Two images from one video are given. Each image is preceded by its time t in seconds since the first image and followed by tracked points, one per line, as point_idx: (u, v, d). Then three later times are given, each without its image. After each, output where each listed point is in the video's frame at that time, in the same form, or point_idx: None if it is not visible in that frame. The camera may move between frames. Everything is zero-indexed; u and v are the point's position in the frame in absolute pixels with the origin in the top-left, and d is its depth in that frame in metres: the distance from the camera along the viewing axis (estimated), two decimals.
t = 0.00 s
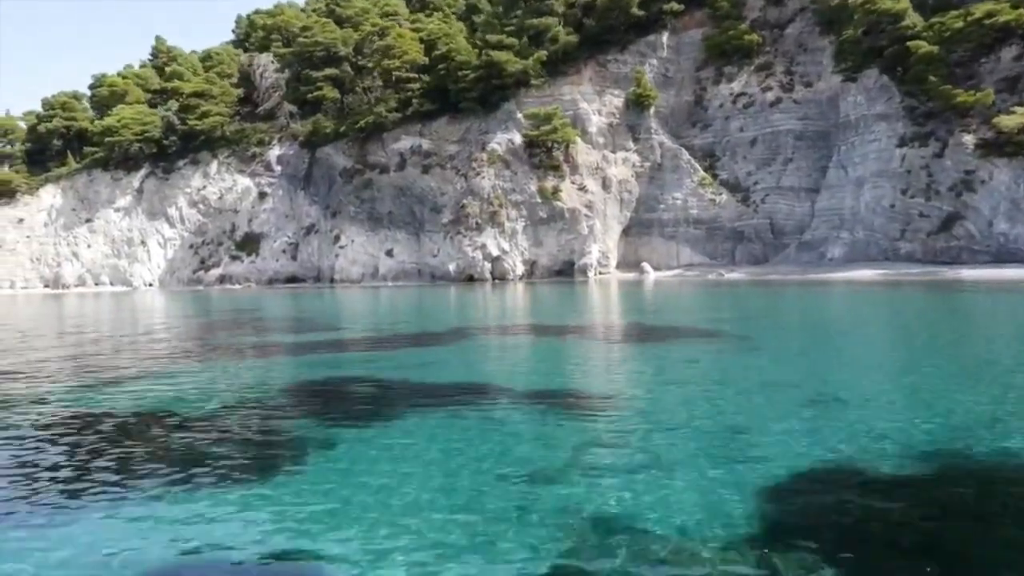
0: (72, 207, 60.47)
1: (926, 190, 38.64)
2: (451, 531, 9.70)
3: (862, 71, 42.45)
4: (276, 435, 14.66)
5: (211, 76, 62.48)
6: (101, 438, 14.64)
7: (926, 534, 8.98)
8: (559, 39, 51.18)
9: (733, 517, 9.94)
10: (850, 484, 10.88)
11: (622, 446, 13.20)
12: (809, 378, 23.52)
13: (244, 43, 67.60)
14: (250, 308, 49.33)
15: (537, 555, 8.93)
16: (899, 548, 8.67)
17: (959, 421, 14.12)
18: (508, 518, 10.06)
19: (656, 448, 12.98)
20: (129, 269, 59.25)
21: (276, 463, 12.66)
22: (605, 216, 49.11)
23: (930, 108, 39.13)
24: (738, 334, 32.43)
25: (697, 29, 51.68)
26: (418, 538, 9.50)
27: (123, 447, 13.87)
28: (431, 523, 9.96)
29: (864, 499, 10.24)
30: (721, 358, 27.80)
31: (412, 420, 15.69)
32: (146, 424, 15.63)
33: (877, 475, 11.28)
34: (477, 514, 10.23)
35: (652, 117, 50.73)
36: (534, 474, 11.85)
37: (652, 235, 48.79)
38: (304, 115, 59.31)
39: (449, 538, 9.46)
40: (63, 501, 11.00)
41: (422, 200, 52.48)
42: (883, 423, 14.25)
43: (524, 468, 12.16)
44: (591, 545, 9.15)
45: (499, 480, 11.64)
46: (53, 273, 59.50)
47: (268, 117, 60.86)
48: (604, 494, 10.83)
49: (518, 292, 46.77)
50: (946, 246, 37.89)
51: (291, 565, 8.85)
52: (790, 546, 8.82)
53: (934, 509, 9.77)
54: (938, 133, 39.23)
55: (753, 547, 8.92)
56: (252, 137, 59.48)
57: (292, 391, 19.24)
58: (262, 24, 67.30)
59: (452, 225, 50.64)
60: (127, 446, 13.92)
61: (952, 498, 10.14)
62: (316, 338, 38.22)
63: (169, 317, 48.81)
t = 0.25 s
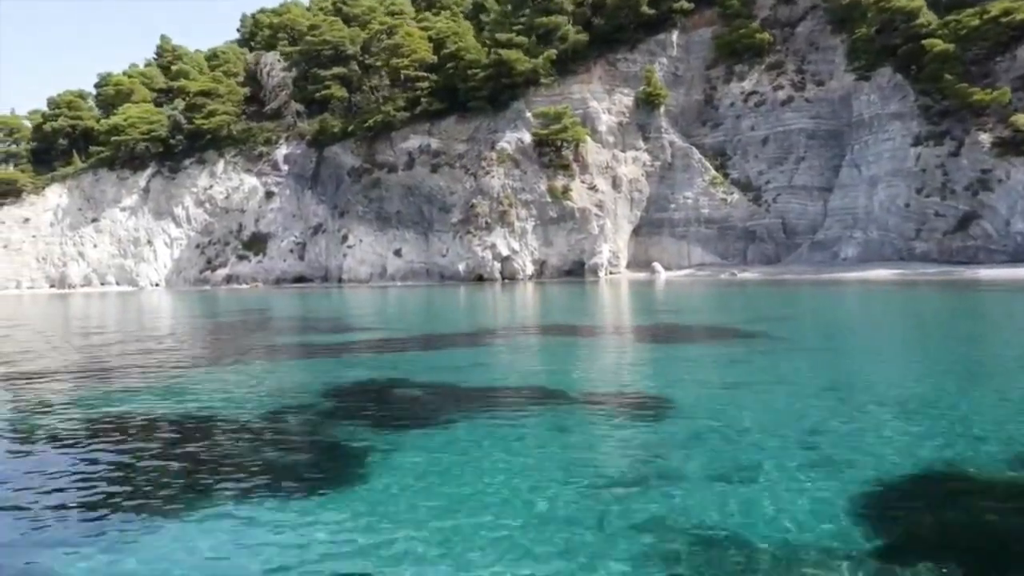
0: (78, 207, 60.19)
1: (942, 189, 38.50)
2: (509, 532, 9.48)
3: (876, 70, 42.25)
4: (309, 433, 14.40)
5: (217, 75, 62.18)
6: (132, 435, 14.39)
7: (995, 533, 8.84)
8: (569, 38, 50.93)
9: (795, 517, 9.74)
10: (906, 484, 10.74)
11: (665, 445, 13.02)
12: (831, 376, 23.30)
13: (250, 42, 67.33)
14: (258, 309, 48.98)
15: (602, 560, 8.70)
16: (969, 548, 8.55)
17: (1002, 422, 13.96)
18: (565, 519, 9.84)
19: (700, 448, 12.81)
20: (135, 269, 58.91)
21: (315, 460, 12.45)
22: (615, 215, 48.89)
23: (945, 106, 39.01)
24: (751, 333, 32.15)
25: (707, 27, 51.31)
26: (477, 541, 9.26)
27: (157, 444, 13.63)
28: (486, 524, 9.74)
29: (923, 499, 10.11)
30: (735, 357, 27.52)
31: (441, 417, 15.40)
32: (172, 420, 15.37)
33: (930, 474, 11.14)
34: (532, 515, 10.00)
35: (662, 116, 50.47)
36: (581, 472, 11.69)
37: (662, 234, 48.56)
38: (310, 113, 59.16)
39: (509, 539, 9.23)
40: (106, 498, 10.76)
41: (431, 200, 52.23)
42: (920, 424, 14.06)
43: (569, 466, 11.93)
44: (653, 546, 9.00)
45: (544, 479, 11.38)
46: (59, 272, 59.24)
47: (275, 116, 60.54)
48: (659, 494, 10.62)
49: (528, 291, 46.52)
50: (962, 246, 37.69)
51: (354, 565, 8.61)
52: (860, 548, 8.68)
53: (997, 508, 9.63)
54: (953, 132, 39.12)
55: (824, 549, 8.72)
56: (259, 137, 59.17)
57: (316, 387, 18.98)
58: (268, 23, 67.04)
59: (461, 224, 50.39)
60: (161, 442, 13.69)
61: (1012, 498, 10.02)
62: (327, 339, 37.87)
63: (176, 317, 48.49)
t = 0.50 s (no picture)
0: (84, 206, 59.95)
1: (958, 188, 38.35)
2: (562, 541, 9.19)
3: (889, 69, 42.02)
4: (339, 437, 14.13)
5: (224, 74, 61.94)
6: (160, 440, 14.10)
7: None
8: (578, 36, 50.70)
9: (858, 525, 9.48)
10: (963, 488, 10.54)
11: (707, 447, 12.80)
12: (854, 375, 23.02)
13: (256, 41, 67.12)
14: (266, 309, 48.67)
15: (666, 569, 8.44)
16: None
17: None
18: (620, 528, 9.55)
19: (744, 449, 12.59)
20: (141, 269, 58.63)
21: (353, 465, 12.19)
22: (626, 215, 48.65)
23: (960, 105, 38.92)
24: (761, 334, 31.86)
25: (717, 26, 51.07)
26: (532, 550, 8.96)
27: (186, 449, 13.34)
28: (540, 534, 9.44)
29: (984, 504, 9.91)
30: (751, 356, 27.23)
31: (470, 419, 15.11)
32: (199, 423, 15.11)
33: (985, 477, 10.95)
34: (584, 522, 9.73)
35: (672, 115, 50.21)
36: (627, 475, 11.47)
37: (673, 234, 48.32)
38: (317, 112, 59.05)
39: (566, 549, 8.95)
40: (145, 507, 10.49)
41: (440, 199, 51.97)
42: (957, 424, 13.82)
43: (611, 472, 11.62)
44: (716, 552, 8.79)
45: (586, 485, 11.08)
46: (66, 272, 59.13)
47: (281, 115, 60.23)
48: (712, 501, 10.34)
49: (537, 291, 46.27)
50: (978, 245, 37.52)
51: None
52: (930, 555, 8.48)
53: None
54: (968, 131, 39.04)
55: (897, 558, 8.48)
56: (265, 136, 58.86)
57: (338, 388, 18.71)
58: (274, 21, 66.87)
59: (471, 224, 50.15)
60: (190, 448, 13.40)
61: None
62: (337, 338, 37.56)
63: (183, 317, 48.21)
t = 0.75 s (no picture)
0: (91, 205, 59.72)
1: (974, 188, 38.33)
2: (620, 535, 8.90)
3: (903, 67, 41.77)
4: (371, 434, 13.89)
5: (230, 73, 61.66)
6: (188, 437, 13.79)
7: None
8: (588, 35, 50.42)
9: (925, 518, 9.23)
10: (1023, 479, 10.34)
11: (752, 441, 12.57)
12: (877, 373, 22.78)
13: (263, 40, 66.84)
14: (273, 309, 48.33)
15: (734, 560, 8.23)
16: None
17: None
18: (677, 522, 9.26)
19: (790, 445, 12.35)
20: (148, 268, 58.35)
21: (392, 462, 11.93)
22: (636, 214, 48.38)
23: (977, 103, 38.94)
24: (775, 333, 31.57)
25: (727, 25, 50.68)
26: (592, 543, 8.76)
27: (217, 446, 13.02)
28: (594, 529, 9.15)
29: None
30: (770, 355, 26.96)
31: (503, 416, 14.88)
32: (226, 421, 14.84)
33: None
34: (641, 514, 9.51)
35: (682, 113, 49.92)
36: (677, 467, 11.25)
37: (684, 233, 48.07)
38: (324, 111, 58.92)
39: (626, 544, 8.66)
40: (182, 501, 10.18)
41: (449, 198, 51.70)
42: (1001, 419, 13.62)
43: (654, 466, 11.33)
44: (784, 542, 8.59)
45: (631, 479, 10.79)
46: (73, 271, 59.07)
47: (288, 114, 59.86)
48: (768, 494, 10.06)
49: (547, 291, 46.04)
50: (995, 244, 37.62)
51: (473, 572, 8.04)
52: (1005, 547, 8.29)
53: None
54: (984, 128, 39.07)
55: (973, 551, 8.24)
56: (272, 135, 58.38)
57: (361, 385, 18.43)
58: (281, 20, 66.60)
59: (480, 223, 49.91)
60: (219, 445, 13.10)
61: None
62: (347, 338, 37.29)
63: (190, 317, 47.94)
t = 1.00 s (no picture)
0: (97, 205, 59.41)
1: (992, 186, 38.39)
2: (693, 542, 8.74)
3: (919, 66, 41.55)
4: (413, 436, 13.68)
5: (238, 71, 61.35)
6: (230, 441, 13.55)
7: None
8: (599, 33, 50.14)
9: (1003, 522, 9.09)
10: None
11: (805, 444, 12.38)
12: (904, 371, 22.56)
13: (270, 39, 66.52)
14: (282, 309, 47.93)
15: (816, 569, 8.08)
16: None
17: None
18: (750, 529, 9.10)
19: (844, 446, 12.18)
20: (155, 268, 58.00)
21: (442, 464, 11.76)
22: (648, 213, 48.07)
23: (995, 101, 38.97)
24: (794, 332, 31.27)
25: (739, 23, 50.36)
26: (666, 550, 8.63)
27: (263, 450, 12.81)
28: (667, 536, 8.98)
29: None
30: (793, 354, 26.70)
31: (542, 417, 14.63)
32: (262, 423, 14.61)
33: None
34: (710, 521, 9.36)
35: (694, 112, 49.67)
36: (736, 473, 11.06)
37: (697, 232, 47.83)
38: (331, 110, 58.89)
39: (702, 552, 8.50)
40: (237, 508, 9.99)
41: (459, 197, 51.42)
42: None
43: (711, 471, 11.12)
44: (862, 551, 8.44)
45: (691, 484, 10.63)
46: (79, 271, 58.79)
47: (295, 113, 59.60)
48: (841, 500, 9.89)
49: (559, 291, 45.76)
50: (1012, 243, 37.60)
51: None
52: None
53: None
54: (1002, 127, 39.17)
55: None
56: (280, 133, 58.13)
57: (390, 387, 18.20)
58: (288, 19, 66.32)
59: (491, 222, 49.65)
60: (260, 448, 12.88)
61: None
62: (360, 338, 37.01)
63: (199, 317, 47.60)
